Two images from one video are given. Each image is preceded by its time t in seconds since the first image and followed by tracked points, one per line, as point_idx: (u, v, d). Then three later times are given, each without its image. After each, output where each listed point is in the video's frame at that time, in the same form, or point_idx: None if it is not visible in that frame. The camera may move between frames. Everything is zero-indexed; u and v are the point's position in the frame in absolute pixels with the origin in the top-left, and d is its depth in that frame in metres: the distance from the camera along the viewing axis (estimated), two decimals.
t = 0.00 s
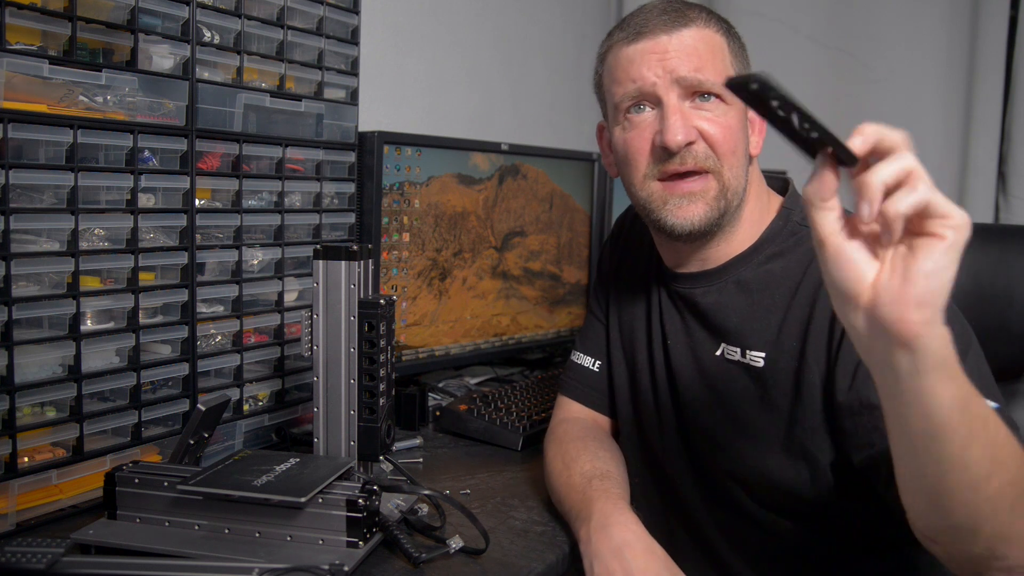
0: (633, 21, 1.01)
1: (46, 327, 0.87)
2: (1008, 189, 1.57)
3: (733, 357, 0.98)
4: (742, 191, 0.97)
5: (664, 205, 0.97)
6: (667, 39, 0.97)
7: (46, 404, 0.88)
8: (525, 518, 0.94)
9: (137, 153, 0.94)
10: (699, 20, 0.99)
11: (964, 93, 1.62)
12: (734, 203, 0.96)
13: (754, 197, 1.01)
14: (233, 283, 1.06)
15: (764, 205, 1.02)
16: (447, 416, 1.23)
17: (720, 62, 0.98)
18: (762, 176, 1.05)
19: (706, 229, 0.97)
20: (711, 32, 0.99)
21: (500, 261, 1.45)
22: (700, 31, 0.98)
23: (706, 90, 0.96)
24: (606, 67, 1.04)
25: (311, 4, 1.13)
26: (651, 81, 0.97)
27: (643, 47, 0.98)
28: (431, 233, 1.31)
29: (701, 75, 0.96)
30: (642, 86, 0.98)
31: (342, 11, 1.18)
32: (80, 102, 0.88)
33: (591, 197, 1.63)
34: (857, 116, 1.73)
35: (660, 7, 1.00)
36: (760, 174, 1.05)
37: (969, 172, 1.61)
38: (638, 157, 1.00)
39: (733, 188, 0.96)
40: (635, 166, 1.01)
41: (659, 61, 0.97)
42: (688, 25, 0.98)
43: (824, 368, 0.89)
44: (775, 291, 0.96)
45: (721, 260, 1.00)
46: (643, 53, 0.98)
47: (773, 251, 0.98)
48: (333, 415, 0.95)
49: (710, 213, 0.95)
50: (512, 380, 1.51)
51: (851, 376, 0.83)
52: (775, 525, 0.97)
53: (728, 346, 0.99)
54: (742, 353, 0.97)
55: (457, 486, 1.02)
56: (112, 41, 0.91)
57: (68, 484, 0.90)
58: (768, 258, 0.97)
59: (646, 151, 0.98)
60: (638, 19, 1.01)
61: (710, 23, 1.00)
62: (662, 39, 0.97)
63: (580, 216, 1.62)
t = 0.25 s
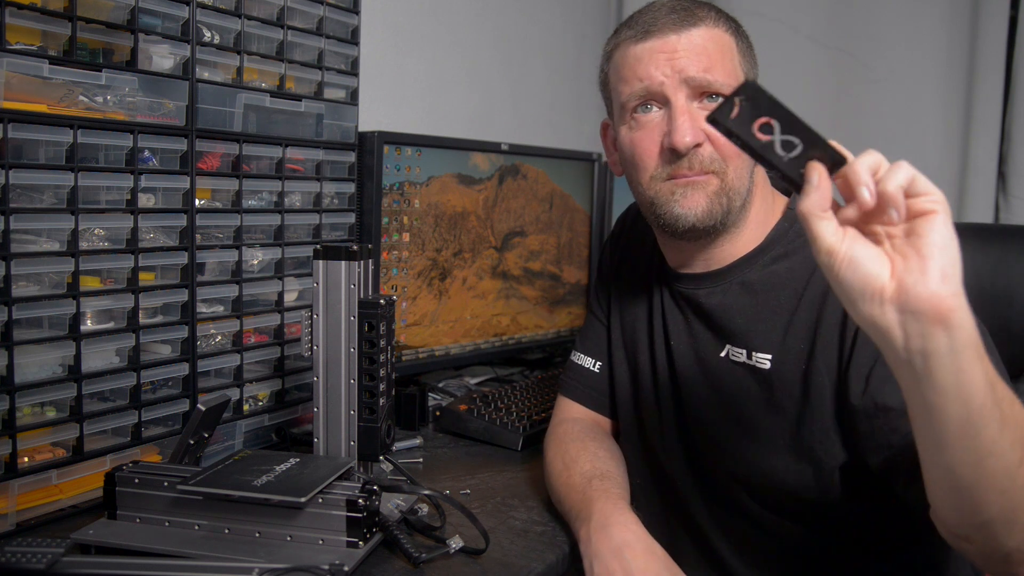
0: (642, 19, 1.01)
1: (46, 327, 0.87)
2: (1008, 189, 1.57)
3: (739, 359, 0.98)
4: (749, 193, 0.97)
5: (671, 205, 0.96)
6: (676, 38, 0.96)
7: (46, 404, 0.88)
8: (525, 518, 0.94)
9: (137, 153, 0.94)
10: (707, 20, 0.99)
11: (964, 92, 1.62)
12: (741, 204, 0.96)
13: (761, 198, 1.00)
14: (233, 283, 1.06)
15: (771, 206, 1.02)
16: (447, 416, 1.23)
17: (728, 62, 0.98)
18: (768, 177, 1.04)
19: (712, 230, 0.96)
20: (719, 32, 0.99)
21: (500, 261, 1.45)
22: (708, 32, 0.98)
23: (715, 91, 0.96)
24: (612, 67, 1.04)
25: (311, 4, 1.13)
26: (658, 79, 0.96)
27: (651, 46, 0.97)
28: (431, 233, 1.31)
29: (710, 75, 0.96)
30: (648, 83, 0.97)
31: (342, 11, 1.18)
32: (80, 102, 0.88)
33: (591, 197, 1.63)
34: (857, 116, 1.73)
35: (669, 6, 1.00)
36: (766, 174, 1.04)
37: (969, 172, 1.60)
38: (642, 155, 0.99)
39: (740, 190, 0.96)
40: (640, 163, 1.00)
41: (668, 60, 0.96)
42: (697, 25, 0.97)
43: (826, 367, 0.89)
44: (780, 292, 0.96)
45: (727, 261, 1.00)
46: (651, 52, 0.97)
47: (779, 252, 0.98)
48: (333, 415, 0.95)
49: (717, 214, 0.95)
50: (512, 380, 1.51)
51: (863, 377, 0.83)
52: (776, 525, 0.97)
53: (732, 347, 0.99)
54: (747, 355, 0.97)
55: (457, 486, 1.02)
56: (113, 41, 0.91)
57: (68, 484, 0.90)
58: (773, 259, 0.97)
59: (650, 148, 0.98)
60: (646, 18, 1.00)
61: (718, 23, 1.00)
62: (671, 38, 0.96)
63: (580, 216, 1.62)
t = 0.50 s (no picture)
0: (641, 24, 0.98)
1: (46, 327, 0.87)
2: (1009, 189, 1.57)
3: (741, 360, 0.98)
4: (751, 200, 0.97)
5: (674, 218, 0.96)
6: (677, 46, 0.94)
7: (46, 404, 0.88)
8: (525, 518, 0.94)
9: (137, 153, 0.94)
10: (708, 25, 0.97)
11: (964, 92, 1.62)
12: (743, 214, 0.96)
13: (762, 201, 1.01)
14: (233, 283, 1.06)
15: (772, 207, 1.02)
16: (447, 416, 1.23)
17: (730, 68, 0.96)
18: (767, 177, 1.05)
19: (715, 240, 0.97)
20: (720, 36, 0.97)
21: (500, 261, 1.45)
22: (709, 37, 0.96)
23: (718, 100, 0.94)
24: (610, 70, 1.02)
25: (312, 4, 1.13)
26: (659, 88, 0.95)
27: (652, 54, 0.95)
28: (431, 233, 1.31)
29: (713, 84, 0.94)
30: (648, 92, 0.95)
31: (342, 11, 1.18)
32: (80, 102, 0.88)
33: (591, 197, 1.63)
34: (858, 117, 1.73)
35: (669, 11, 0.97)
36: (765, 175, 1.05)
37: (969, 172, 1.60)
38: (643, 164, 0.98)
39: (742, 200, 0.96)
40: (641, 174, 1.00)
41: (669, 70, 0.94)
42: (698, 30, 0.95)
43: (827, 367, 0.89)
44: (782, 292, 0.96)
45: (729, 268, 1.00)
46: (653, 61, 0.95)
47: (781, 253, 0.97)
48: (333, 415, 0.95)
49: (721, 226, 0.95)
50: (512, 380, 1.51)
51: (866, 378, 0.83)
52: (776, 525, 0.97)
53: (734, 349, 0.98)
54: (749, 356, 0.97)
55: (457, 486, 1.02)
56: (113, 41, 0.91)
57: (68, 484, 0.90)
58: (775, 261, 0.97)
59: (651, 159, 0.97)
60: (645, 22, 0.98)
61: (718, 27, 0.97)
62: (672, 46, 0.94)
63: (580, 216, 1.62)
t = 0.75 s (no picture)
0: (650, 32, 0.94)
1: (46, 327, 0.87)
2: (1008, 189, 1.57)
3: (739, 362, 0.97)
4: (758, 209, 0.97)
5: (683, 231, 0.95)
6: (689, 57, 0.91)
7: (46, 404, 0.88)
8: (525, 518, 0.94)
9: (137, 153, 0.94)
10: (719, 32, 0.93)
11: (964, 92, 1.62)
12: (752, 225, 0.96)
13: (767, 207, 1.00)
14: (233, 283, 1.06)
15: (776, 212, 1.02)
16: (447, 416, 1.23)
17: (741, 77, 0.94)
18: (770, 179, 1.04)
19: (724, 251, 0.96)
20: (731, 43, 0.94)
21: (500, 260, 1.45)
22: (722, 45, 0.93)
23: (730, 112, 0.92)
24: (619, 75, 0.98)
25: (312, 4, 1.13)
26: (671, 99, 0.92)
27: (664, 64, 0.92)
28: (431, 233, 1.31)
29: (725, 96, 0.92)
30: (660, 102, 0.93)
31: (342, 11, 1.18)
32: (80, 102, 0.88)
33: (591, 197, 1.63)
34: (858, 116, 1.73)
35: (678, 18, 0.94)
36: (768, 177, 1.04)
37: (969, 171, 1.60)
38: (653, 175, 0.97)
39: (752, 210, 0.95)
40: (650, 185, 0.98)
41: (682, 81, 0.91)
42: (710, 38, 0.92)
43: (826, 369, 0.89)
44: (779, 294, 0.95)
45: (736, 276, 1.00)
46: (664, 73, 0.92)
47: (780, 257, 0.95)
48: (333, 415, 0.95)
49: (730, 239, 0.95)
50: (512, 380, 1.51)
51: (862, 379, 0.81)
52: (776, 525, 0.97)
53: (734, 351, 0.97)
54: (747, 358, 0.96)
55: (457, 486, 1.02)
56: (112, 41, 0.91)
57: (68, 484, 0.90)
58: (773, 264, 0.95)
59: (663, 170, 0.96)
60: (655, 29, 0.94)
61: (729, 34, 0.94)
62: (685, 57, 0.91)
63: (580, 216, 1.62)
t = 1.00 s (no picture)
0: (671, 29, 0.92)
1: (47, 327, 0.88)
2: (1009, 188, 1.57)
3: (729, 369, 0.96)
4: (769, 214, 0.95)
5: (693, 232, 0.93)
6: (710, 56, 0.89)
7: (46, 404, 0.88)
8: (525, 518, 0.94)
9: (137, 153, 0.94)
10: (740, 32, 0.91)
11: (965, 92, 1.62)
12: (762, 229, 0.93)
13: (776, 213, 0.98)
14: (233, 283, 1.06)
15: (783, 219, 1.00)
16: (447, 416, 1.23)
17: (760, 80, 0.92)
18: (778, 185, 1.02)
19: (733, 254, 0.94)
20: (753, 44, 0.92)
21: (500, 261, 1.45)
22: (743, 46, 0.91)
23: (747, 114, 0.90)
24: (635, 72, 0.96)
25: (312, 4, 1.13)
26: (688, 97, 0.90)
27: (683, 62, 0.90)
28: (431, 233, 1.31)
29: (744, 97, 0.89)
30: (676, 100, 0.91)
31: (342, 11, 1.18)
32: (80, 102, 0.89)
33: (592, 197, 1.63)
34: (858, 116, 1.73)
35: (700, 16, 0.92)
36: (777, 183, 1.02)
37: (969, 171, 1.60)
38: (664, 174, 0.94)
39: (763, 215, 0.93)
40: (660, 186, 0.95)
41: (701, 80, 0.89)
42: (731, 37, 0.90)
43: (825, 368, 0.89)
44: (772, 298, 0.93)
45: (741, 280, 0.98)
46: (683, 71, 0.90)
47: (775, 270, 0.93)
48: (333, 415, 0.95)
49: (741, 242, 0.92)
50: (512, 380, 1.51)
51: (841, 397, 0.80)
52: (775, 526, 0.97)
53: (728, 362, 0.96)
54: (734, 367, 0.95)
55: (457, 486, 1.02)
56: (112, 41, 0.91)
57: (68, 484, 0.90)
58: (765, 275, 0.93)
59: (674, 169, 0.93)
60: (675, 27, 0.92)
61: (751, 35, 0.92)
62: (705, 56, 0.89)
63: (580, 216, 1.62)
